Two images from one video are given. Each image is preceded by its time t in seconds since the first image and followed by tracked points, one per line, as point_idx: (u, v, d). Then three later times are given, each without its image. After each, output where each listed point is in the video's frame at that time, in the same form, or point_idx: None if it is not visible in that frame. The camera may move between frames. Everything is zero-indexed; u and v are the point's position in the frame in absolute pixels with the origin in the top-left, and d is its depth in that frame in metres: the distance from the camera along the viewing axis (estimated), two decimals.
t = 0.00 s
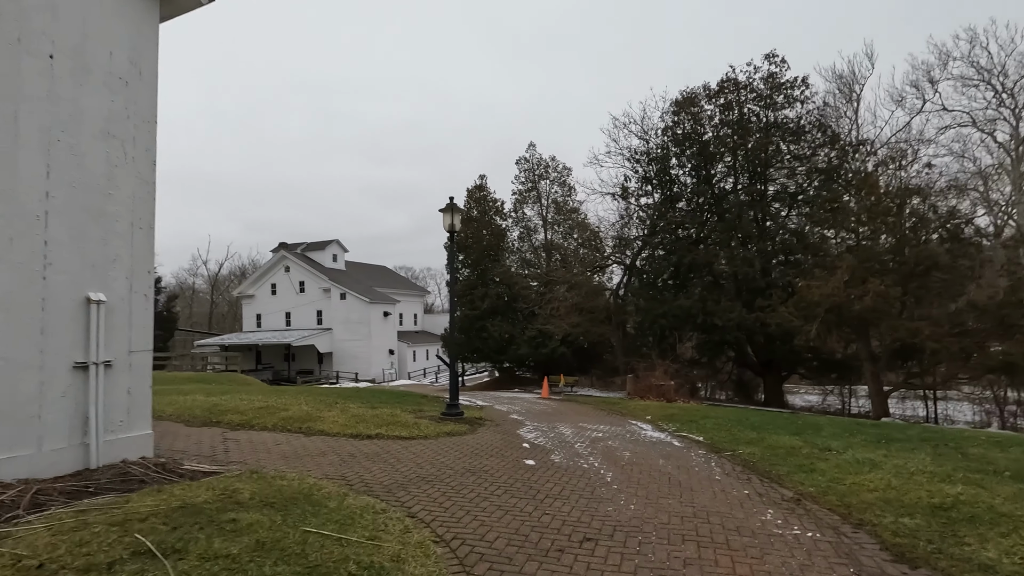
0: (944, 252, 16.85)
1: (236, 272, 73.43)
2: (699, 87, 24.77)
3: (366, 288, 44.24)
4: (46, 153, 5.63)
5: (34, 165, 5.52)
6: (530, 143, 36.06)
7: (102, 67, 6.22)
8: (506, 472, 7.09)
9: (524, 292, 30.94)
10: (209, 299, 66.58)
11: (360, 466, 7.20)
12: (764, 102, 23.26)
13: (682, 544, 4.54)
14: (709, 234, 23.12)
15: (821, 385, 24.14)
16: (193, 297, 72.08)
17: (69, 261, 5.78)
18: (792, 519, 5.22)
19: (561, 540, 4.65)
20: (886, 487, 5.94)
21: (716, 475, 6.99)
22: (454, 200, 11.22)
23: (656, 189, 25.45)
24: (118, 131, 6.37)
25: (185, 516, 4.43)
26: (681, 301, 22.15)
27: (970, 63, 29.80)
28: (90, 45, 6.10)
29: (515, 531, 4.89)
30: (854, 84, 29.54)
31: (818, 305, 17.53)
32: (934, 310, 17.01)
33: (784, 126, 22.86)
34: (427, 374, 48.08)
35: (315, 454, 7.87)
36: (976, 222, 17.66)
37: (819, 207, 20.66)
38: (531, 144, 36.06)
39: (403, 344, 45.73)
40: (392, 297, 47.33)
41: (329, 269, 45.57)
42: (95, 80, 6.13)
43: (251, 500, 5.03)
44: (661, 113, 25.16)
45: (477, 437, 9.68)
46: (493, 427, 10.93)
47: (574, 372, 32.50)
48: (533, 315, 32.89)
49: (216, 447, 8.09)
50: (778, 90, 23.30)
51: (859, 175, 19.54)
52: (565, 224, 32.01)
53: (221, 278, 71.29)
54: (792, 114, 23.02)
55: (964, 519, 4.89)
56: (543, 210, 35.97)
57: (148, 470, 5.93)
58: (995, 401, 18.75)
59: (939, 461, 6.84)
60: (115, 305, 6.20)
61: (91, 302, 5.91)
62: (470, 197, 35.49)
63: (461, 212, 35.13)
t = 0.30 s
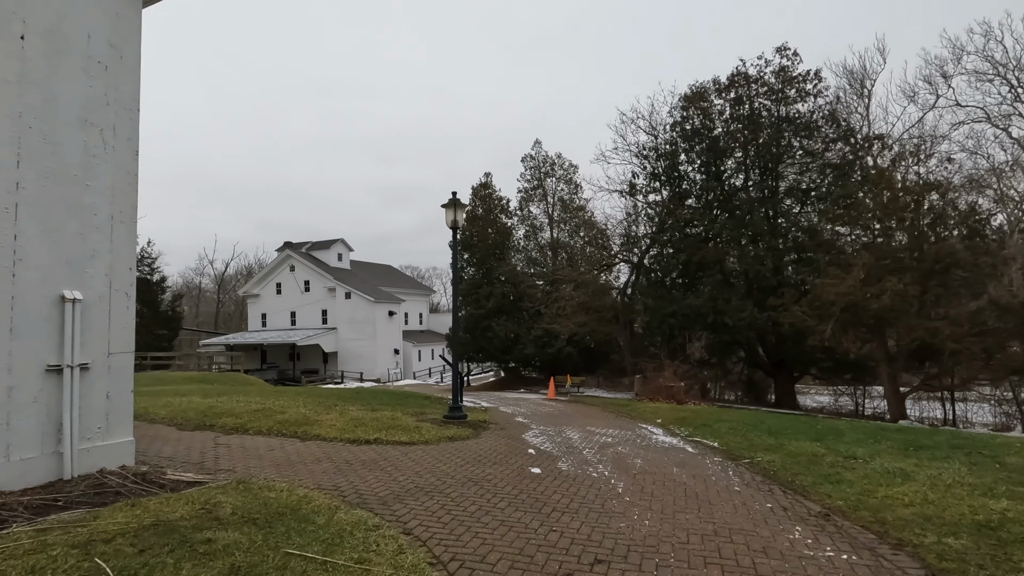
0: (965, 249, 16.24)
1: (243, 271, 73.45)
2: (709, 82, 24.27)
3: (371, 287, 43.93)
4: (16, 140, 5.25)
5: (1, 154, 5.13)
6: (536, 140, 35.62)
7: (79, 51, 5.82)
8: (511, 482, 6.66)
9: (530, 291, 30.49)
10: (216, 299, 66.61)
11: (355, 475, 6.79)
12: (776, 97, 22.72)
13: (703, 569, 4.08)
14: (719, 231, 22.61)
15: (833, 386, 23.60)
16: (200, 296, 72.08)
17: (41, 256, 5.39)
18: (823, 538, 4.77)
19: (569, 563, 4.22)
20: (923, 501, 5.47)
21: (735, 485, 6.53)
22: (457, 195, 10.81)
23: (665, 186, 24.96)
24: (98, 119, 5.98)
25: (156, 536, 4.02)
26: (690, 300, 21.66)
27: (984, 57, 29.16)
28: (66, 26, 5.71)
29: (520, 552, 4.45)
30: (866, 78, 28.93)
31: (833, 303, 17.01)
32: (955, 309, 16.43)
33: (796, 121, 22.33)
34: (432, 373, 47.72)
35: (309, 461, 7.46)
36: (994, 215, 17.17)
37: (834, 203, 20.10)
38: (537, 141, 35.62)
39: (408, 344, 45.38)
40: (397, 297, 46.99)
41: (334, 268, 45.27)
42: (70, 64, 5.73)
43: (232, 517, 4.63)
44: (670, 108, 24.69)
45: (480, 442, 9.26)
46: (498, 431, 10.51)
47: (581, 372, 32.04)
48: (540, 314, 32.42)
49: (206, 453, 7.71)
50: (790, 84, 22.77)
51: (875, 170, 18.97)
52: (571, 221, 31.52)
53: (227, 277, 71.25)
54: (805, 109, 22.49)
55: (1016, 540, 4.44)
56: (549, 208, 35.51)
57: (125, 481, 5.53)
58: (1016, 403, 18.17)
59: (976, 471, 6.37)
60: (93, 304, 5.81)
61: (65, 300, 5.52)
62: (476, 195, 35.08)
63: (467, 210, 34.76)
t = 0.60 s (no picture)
0: (987, 245, 15.39)
1: (249, 269, 73.39)
2: (719, 75, 23.78)
3: (376, 285, 43.62)
4: None
5: None
6: (542, 136, 35.19)
7: (51, 28, 5.44)
8: (512, 489, 6.26)
9: (535, 289, 30.05)
10: (222, 297, 66.56)
11: (348, 480, 6.40)
12: (787, 90, 22.19)
13: None
14: (729, 227, 22.11)
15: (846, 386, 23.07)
16: (206, 295, 72.06)
17: (8, 247, 5.02)
18: (853, 555, 4.34)
19: None
20: (960, 514, 5.03)
21: (753, 494, 6.11)
22: (458, 189, 10.41)
23: (673, 182, 24.47)
24: (73, 102, 5.62)
25: (119, 553, 3.68)
26: (699, 298, 21.20)
27: (999, 51, 28.45)
28: (36, 1, 5.34)
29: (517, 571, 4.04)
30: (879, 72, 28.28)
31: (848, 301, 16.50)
32: (973, 308, 15.89)
33: (808, 115, 21.75)
34: (437, 372, 47.37)
35: (301, 465, 7.08)
36: (1020, 211, 16.10)
37: (847, 199, 19.55)
38: (542, 138, 35.18)
39: (413, 342, 45.05)
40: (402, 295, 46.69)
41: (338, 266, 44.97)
42: (42, 40, 5.37)
43: (206, 529, 4.26)
44: (678, 102, 24.22)
45: (482, 445, 8.86)
46: (501, 432, 10.11)
47: (587, 372, 31.58)
48: (545, 312, 31.97)
49: (194, 456, 7.34)
50: (802, 77, 22.21)
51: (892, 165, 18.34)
52: (577, 218, 31.05)
53: (233, 276, 71.23)
54: (816, 103, 21.95)
55: None
56: (555, 205, 35.04)
57: (97, 488, 5.16)
58: None
59: (1013, 480, 5.91)
60: (66, 298, 5.44)
61: (36, 294, 5.15)
62: (481, 191, 34.64)
63: (471, 207, 34.38)
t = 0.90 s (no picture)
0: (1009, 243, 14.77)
1: (255, 269, 73.36)
2: (728, 70, 23.31)
3: (380, 285, 43.33)
4: None
5: None
6: (547, 134, 34.80)
7: (20, 8, 5.08)
8: (517, 500, 5.86)
9: (540, 289, 29.64)
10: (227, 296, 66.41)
11: (340, 491, 6.00)
12: (798, 85, 21.69)
13: None
14: (738, 225, 21.62)
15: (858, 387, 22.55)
16: (212, 295, 72.05)
17: None
18: None
19: None
20: (1008, 534, 4.58)
21: (775, 507, 5.68)
22: (460, 184, 10.01)
23: (681, 179, 24.00)
24: (45, 88, 5.25)
25: None
26: (708, 297, 20.74)
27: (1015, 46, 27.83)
28: None
29: None
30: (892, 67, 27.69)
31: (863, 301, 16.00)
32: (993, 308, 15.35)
33: (819, 110, 21.20)
34: (442, 373, 47.04)
35: (293, 474, 6.70)
36: None
37: (861, 196, 19.03)
38: (548, 135, 34.79)
39: (417, 342, 44.75)
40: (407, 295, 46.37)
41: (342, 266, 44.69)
42: (13, 20, 5.02)
43: (178, 550, 3.87)
44: (687, 98, 23.77)
45: (484, 451, 8.47)
46: (505, 437, 9.71)
47: (593, 372, 31.13)
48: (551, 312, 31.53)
49: (182, 463, 6.98)
50: (813, 71, 21.69)
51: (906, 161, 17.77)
52: (583, 217, 30.63)
53: (239, 275, 71.20)
54: (828, 98, 21.43)
55: None
56: (560, 204, 34.62)
57: (66, 502, 4.77)
58: None
59: None
60: (37, 298, 5.08)
61: (3, 292, 4.79)
62: (485, 190, 34.22)
63: (476, 206, 34.01)
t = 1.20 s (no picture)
0: None
1: (259, 268, 73.18)
2: (737, 64, 22.80)
3: (384, 284, 42.99)
4: None
5: None
6: (552, 131, 34.35)
7: None
8: (517, 512, 5.41)
9: (545, 287, 29.18)
10: (232, 296, 66.20)
11: (328, 501, 5.58)
12: (808, 78, 21.17)
13: None
14: (748, 221, 21.10)
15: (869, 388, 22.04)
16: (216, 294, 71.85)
17: None
18: None
19: None
20: None
21: (799, 520, 5.21)
22: (460, 176, 9.58)
23: (688, 175, 23.51)
24: (6, 63, 4.84)
25: None
26: (716, 295, 20.25)
27: None
28: None
29: None
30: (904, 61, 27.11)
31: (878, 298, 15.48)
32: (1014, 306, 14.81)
33: (830, 103, 20.65)
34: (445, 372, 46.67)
35: (280, 481, 6.28)
36: None
37: (875, 191, 18.49)
38: (553, 132, 34.33)
39: (421, 341, 44.39)
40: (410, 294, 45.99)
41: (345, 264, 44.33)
42: None
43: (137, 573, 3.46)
44: (694, 92, 23.28)
45: (484, 455, 8.03)
46: (507, 441, 9.27)
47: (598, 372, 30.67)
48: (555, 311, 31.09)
49: (163, 469, 6.58)
50: (824, 64, 21.15)
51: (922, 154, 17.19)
52: (588, 215, 30.17)
53: (243, 274, 70.98)
54: (840, 91, 20.87)
55: None
56: (565, 201, 34.16)
57: (21, 516, 4.34)
58: None
59: None
60: None
61: None
62: (489, 187, 33.76)
63: (480, 203, 33.57)
